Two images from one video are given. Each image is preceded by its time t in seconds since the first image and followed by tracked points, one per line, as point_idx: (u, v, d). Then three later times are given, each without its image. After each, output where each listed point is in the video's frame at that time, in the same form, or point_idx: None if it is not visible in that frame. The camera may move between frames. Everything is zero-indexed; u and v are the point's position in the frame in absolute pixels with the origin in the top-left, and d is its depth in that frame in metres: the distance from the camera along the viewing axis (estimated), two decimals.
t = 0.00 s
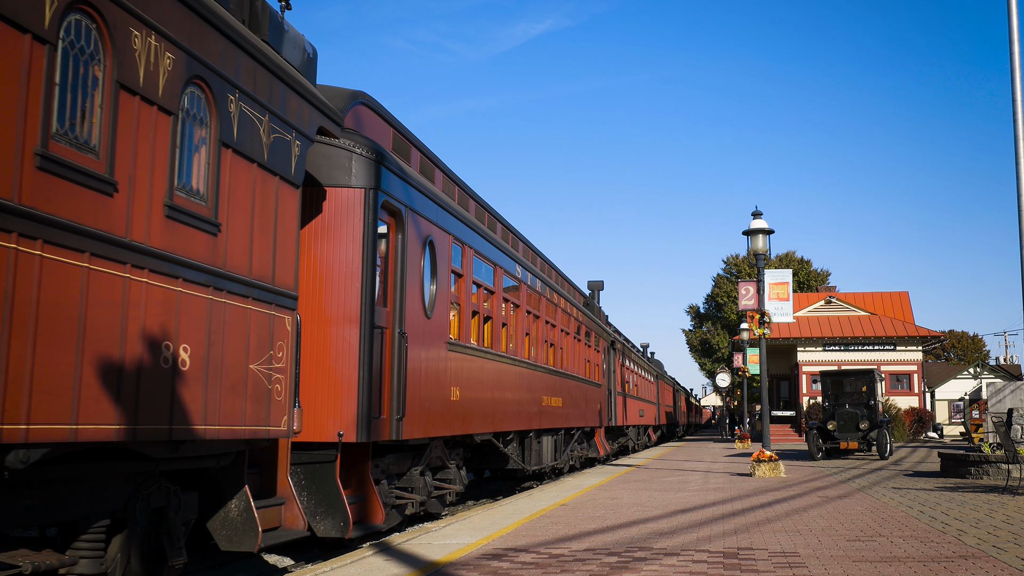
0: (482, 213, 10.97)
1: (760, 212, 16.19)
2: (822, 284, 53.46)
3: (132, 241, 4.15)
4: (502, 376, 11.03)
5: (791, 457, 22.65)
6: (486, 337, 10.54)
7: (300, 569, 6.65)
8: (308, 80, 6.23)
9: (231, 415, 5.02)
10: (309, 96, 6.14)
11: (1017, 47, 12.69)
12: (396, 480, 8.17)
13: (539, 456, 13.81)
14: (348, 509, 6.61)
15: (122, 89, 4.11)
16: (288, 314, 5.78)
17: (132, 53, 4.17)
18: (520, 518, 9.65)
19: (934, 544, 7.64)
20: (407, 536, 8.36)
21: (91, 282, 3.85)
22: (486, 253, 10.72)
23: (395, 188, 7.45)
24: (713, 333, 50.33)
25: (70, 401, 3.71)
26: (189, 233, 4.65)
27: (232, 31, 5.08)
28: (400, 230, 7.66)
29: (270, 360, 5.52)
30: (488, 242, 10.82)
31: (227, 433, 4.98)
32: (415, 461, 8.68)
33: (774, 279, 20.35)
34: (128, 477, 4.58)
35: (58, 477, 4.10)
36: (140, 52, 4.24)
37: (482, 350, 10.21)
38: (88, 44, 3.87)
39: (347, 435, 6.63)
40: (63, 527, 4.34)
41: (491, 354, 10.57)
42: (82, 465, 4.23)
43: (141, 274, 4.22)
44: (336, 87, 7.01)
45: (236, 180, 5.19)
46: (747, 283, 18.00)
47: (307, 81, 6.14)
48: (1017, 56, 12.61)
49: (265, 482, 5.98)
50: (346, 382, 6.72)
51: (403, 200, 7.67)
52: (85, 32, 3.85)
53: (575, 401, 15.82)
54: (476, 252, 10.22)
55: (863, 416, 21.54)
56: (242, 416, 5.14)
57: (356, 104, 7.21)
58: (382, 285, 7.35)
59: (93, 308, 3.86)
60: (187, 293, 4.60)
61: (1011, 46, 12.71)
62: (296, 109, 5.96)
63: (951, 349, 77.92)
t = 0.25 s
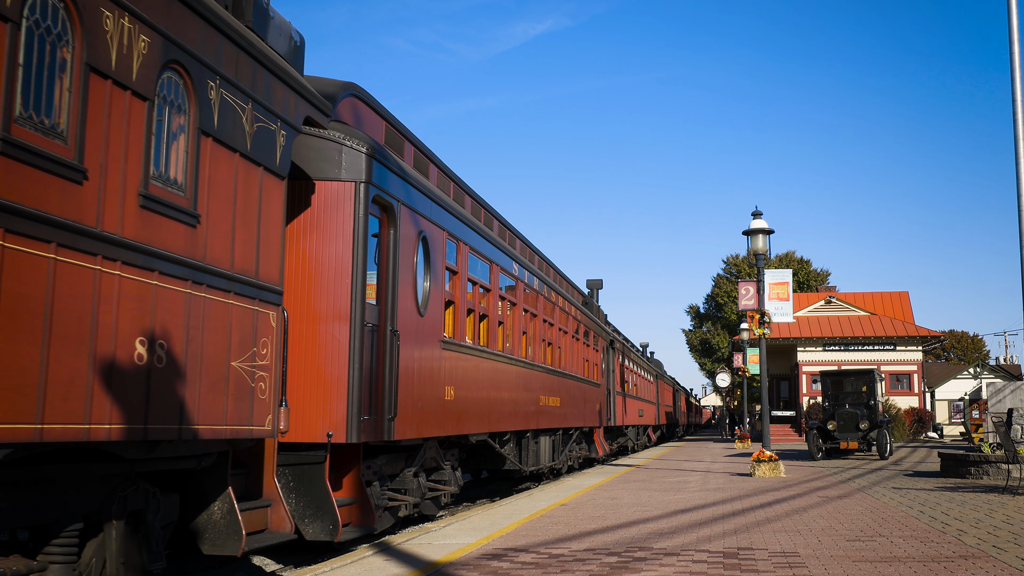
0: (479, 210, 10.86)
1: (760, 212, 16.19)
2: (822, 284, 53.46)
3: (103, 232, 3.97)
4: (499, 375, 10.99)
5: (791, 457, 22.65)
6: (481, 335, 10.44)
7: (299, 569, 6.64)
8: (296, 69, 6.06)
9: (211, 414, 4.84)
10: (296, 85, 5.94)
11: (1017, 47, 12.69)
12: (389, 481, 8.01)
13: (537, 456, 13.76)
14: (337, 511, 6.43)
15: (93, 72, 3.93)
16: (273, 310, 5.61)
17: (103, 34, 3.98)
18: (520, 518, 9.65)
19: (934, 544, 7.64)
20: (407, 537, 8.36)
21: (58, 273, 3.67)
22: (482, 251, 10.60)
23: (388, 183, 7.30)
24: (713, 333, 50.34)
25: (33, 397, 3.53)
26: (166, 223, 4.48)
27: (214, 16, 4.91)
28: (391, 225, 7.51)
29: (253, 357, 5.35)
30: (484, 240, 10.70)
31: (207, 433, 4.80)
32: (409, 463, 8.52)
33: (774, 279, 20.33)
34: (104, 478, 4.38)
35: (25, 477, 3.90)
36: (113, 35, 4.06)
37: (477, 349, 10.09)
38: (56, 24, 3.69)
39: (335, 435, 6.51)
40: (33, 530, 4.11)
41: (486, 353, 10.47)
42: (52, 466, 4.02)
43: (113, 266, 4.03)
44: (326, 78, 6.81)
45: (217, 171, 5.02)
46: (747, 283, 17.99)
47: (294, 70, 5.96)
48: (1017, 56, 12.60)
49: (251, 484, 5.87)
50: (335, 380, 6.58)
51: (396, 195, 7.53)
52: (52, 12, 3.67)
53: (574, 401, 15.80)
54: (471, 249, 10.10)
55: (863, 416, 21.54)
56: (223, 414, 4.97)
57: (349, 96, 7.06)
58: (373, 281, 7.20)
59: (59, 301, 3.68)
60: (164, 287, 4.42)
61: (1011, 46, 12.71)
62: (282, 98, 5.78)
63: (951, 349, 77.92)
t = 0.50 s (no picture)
0: (474, 207, 10.71)
1: (759, 212, 16.18)
2: (822, 284, 53.47)
3: (70, 221, 3.84)
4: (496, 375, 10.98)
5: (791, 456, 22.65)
6: (477, 334, 10.30)
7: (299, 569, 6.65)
8: (280, 58, 5.90)
9: (189, 413, 4.72)
10: (280, 72, 5.78)
11: (1017, 47, 12.68)
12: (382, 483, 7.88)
13: (534, 457, 13.72)
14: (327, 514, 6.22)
15: (61, 55, 3.79)
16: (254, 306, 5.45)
17: (70, 14, 3.82)
18: (520, 518, 9.65)
19: (934, 544, 7.64)
20: (407, 537, 8.36)
21: (23, 263, 3.57)
22: (478, 248, 10.44)
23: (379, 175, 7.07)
24: (713, 333, 50.32)
25: None
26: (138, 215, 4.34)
27: None
28: (383, 220, 7.27)
29: (235, 354, 5.21)
30: (480, 236, 10.55)
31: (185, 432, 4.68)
32: (402, 464, 8.39)
33: (774, 279, 20.34)
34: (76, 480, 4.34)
35: None
36: (82, 16, 3.90)
37: (472, 348, 9.94)
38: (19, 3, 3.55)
39: (324, 437, 6.31)
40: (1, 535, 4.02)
41: (482, 352, 10.34)
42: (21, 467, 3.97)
43: (82, 258, 3.92)
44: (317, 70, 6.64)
45: (195, 160, 4.88)
46: (747, 283, 17.99)
47: (278, 58, 5.79)
48: (1017, 56, 12.60)
49: (235, 486, 5.80)
50: (325, 379, 6.38)
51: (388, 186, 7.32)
52: None
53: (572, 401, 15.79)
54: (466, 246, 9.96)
55: (863, 416, 21.54)
56: (201, 412, 4.83)
57: (337, 86, 6.85)
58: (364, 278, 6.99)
59: (23, 293, 3.57)
60: (138, 280, 4.30)
61: (1011, 45, 12.71)
62: (264, 87, 5.62)
63: (951, 349, 77.89)
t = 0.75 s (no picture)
0: (471, 203, 10.52)
1: (759, 212, 16.17)
2: (822, 284, 53.47)
3: (35, 210, 3.64)
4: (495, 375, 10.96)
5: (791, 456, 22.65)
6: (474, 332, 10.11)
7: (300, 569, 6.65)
8: (265, 45, 5.70)
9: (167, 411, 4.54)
10: (265, 60, 5.57)
11: (1017, 47, 12.69)
12: (373, 484, 7.77)
13: (532, 457, 13.66)
14: (315, 517, 6.14)
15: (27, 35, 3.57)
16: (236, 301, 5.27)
17: None
18: (520, 518, 9.65)
19: (934, 544, 7.64)
20: (407, 536, 8.36)
21: None
22: (473, 244, 10.23)
23: (371, 169, 6.93)
24: (713, 333, 50.31)
25: None
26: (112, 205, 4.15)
27: None
28: (375, 216, 7.12)
29: (217, 350, 5.04)
30: (476, 233, 10.37)
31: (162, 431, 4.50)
32: (395, 465, 8.27)
33: (774, 279, 20.34)
34: (50, 482, 4.19)
35: None
36: None
37: (469, 346, 9.74)
38: None
39: (312, 437, 6.16)
40: None
41: (479, 351, 10.14)
42: None
43: (48, 249, 3.72)
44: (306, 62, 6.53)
45: (172, 149, 4.68)
46: (747, 283, 17.99)
47: (262, 44, 5.60)
48: (1018, 56, 12.60)
49: (218, 488, 5.74)
50: (313, 377, 6.23)
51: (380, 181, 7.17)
52: None
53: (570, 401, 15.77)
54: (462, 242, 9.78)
55: (863, 416, 21.54)
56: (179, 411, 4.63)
57: (328, 78, 6.72)
58: (354, 273, 6.84)
59: None
60: (110, 273, 4.11)
61: (1011, 46, 12.71)
62: (248, 75, 5.41)
63: (951, 350, 77.88)
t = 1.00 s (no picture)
0: (467, 199, 10.35)
1: (759, 212, 16.16)
2: (822, 284, 53.49)
3: None
4: (494, 374, 10.94)
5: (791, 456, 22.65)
6: (468, 331, 9.95)
7: (299, 570, 6.64)
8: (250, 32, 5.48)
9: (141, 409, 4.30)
10: (249, 46, 5.33)
11: (1017, 47, 12.69)
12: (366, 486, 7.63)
13: (529, 458, 13.54)
14: (303, 521, 5.84)
15: None
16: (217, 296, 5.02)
17: None
18: (520, 518, 9.65)
19: (934, 544, 7.64)
20: (408, 536, 8.36)
21: None
22: (469, 240, 10.06)
23: (360, 162, 6.68)
24: (713, 333, 50.33)
25: None
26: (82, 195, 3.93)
27: None
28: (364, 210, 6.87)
29: (196, 347, 4.79)
30: (472, 230, 10.20)
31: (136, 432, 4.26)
32: (388, 466, 8.08)
33: (774, 279, 20.34)
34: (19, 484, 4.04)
35: None
36: None
37: (463, 344, 9.58)
38: None
39: (300, 438, 5.90)
40: None
41: (473, 350, 9.98)
42: None
43: (12, 240, 3.50)
44: (293, 54, 6.35)
45: (148, 136, 4.45)
46: (747, 283, 17.99)
47: (247, 30, 5.37)
48: (1017, 56, 12.60)
49: (200, 488, 5.49)
50: (301, 376, 5.98)
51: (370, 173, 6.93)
52: None
53: (569, 401, 15.75)
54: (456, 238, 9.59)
55: (863, 416, 21.54)
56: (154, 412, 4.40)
57: (315, 69, 6.49)
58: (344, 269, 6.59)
59: None
60: (79, 266, 3.88)
61: (1011, 46, 12.71)
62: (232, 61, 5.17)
63: (951, 350, 77.88)
